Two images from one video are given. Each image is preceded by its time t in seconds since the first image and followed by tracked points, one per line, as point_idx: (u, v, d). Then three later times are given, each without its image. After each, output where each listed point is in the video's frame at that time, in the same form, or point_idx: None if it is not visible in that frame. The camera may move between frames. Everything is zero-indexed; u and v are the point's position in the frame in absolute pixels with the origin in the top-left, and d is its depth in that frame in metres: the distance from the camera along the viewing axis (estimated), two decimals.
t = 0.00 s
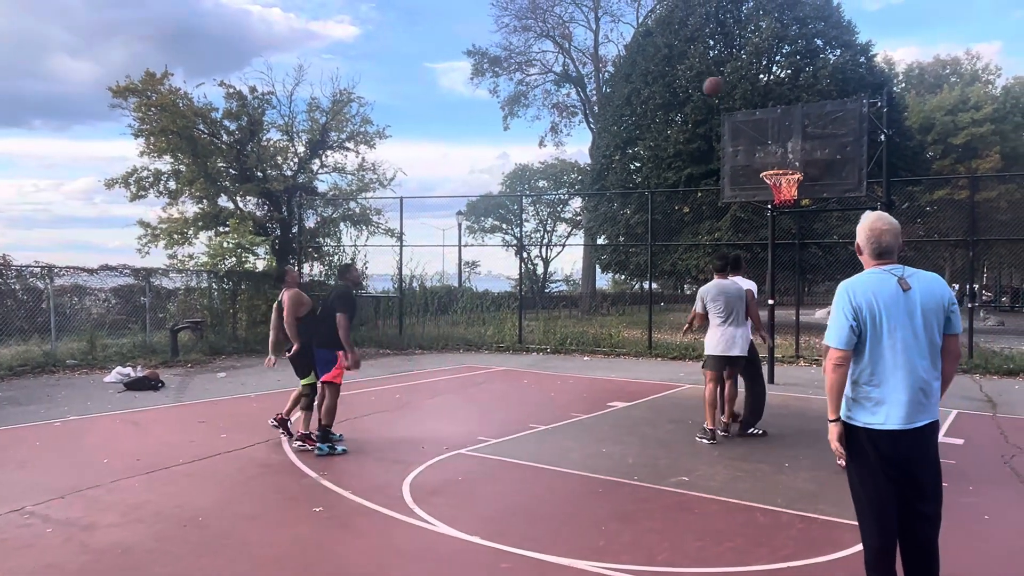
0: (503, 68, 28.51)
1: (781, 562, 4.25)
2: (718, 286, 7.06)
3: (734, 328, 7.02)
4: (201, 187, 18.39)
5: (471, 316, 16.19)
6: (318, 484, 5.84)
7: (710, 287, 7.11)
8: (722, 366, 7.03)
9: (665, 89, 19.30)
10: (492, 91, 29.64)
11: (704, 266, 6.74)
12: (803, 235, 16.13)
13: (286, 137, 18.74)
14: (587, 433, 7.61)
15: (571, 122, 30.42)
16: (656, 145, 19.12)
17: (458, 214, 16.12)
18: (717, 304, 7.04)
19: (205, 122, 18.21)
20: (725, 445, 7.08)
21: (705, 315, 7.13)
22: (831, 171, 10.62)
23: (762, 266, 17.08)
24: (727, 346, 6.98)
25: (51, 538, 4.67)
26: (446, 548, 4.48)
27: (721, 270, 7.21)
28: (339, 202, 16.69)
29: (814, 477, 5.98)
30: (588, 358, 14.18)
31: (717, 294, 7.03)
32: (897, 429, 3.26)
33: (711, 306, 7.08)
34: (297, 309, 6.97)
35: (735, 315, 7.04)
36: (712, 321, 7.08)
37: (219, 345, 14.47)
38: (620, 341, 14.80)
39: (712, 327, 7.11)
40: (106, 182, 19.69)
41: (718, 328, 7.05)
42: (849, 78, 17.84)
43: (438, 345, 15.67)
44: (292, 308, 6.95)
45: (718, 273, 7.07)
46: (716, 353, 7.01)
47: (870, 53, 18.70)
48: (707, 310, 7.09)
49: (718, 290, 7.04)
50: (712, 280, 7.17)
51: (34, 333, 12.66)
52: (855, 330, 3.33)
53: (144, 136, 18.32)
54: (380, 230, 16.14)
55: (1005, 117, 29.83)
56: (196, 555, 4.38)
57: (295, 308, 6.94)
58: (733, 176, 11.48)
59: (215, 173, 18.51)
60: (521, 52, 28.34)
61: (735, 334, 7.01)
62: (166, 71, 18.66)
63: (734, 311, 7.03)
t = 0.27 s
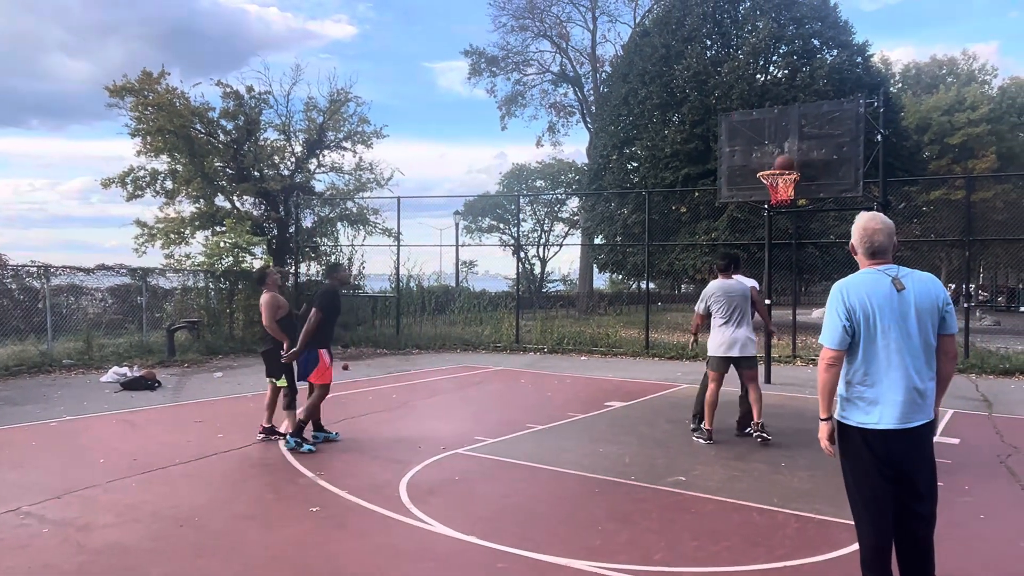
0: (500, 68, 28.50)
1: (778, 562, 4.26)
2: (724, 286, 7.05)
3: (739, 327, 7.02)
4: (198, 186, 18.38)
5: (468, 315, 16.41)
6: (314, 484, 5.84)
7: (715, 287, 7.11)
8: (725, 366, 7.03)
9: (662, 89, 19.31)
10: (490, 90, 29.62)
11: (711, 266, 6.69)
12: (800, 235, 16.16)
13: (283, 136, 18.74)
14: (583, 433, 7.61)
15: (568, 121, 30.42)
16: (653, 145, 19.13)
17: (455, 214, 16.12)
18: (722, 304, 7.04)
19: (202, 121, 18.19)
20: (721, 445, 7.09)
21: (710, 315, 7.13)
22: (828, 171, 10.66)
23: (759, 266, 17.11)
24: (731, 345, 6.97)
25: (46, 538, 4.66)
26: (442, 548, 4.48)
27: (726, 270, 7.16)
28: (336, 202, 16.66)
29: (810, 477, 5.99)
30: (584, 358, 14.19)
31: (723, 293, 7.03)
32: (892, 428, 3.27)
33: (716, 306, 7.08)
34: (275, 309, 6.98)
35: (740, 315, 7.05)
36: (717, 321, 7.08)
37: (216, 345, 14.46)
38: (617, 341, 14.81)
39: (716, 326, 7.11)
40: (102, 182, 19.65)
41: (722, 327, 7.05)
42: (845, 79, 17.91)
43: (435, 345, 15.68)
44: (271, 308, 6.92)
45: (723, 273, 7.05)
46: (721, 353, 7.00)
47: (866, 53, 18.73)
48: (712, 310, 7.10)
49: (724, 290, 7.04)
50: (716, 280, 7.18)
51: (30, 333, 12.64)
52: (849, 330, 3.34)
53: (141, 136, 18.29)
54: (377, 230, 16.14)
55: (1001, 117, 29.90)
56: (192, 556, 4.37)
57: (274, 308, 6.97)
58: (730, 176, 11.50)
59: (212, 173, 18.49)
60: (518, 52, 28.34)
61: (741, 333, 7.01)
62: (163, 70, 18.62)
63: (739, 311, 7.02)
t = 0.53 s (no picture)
0: (499, 67, 28.49)
1: (777, 561, 4.26)
2: (741, 286, 7.02)
3: (753, 328, 7.02)
4: (197, 186, 18.37)
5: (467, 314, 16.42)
6: (313, 483, 5.84)
7: (730, 286, 7.07)
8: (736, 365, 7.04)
9: (661, 88, 19.31)
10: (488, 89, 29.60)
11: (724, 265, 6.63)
12: (798, 234, 16.17)
13: (281, 136, 18.73)
14: (582, 432, 7.62)
15: (567, 121, 30.41)
16: (652, 144, 19.13)
17: (454, 213, 16.12)
18: (738, 303, 7.01)
19: (200, 121, 18.17)
20: (719, 444, 7.10)
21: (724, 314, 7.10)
22: (826, 170, 10.64)
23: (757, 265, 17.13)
24: (746, 346, 6.98)
25: (45, 538, 4.66)
26: (441, 547, 4.48)
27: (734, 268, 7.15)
28: (335, 202, 16.62)
29: (809, 476, 6.00)
30: (583, 357, 14.19)
31: (740, 293, 7.00)
32: (890, 428, 3.28)
33: (732, 305, 7.04)
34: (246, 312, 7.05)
35: (755, 316, 7.05)
36: (730, 320, 7.06)
37: (214, 345, 14.46)
38: (615, 340, 14.82)
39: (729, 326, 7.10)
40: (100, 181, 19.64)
41: (737, 327, 7.02)
42: (843, 78, 17.92)
43: (434, 345, 15.67)
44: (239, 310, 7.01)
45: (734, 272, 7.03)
46: (734, 353, 7.00)
47: (865, 52, 18.74)
48: (727, 309, 7.07)
49: (742, 290, 7.00)
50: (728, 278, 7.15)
51: (29, 332, 12.64)
52: (847, 329, 3.35)
53: (139, 135, 18.27)
54: (376, 229, 16.13)
55: (999, 117, 29.93)
56: (190, 555, 4.37)
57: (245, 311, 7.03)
58: (728, 175, 11.50)
59: (210, 172, 18.47)
60: (517, 51, 28.33)
61: (755, 334, 7.01)
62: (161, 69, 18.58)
63: (753, 311, 7.02)
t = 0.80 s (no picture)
0: (500, 66, 28.48)
1: (778, 560, 4.27)
2: (750, 284, 7.01)
3: (760, 326, 7.04)
4: (198, 185, 18.39)
5: (468, 314, 16.47)
6: (315, 482, 5.85)
7: (740, 283, 7.05)
8: (743, 364, 7.06)
9: (661, 87, 19.29)
10: (489, 88, 29.59)
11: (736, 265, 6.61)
12: (799, 233, 16.17)
13: (282, 135, 18.75)
14: (584, 431, 7.63)
15: (568, 120, 30.40)
16: (652, 143, 19.12)
17: (454, 212, 16.12)
18: (748, 300, 7.01)
19: (201, 120, 18.18)
20: (721, 443, 7.10)
21: (732, 312, 7.08)
22: (827, 168, 10.63)
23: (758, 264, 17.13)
24: (753, 344, 6.99)
25: (47, 538, 4.67)
26: (443, 546, 4.48)
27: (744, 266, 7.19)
28: (336, 201, 16.55)
29: (811, 475, 6.00)
30: (584, 356, 14.19)
31: (749, 291, 6.99)
32: (892, 426, 3.28)
33: (741, 303, 7.03)
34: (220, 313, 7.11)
35: (762, 313, 7.05)
36: (739, 318, 7.05)
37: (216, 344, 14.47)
38: (616, 339, 14.82)
39: (737, 324, 7.09)
40: (101, 181, 19.65)
41: (746, 325, 7.03)
42: (844, 76, 17.90)
43: (435, 344, 15.68)
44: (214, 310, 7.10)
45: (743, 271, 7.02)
46: (743, 352, 7.02)
47: (866, 51, 18.72)
48: (736, 307, 7.05)
49: (751, 288, 6.99)
50: (737, 276, 7.12)
51: (30, 332, 12.66)
52: (850, 328, 3.36)
53: (140, 135, 18.29)
54: (377, 229, 16.14)
55: (1000, 115, 29.91)
56: (193, 555, 4.38)
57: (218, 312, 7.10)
58: (729, 174, 11.50)
59: (211, 172, 18.48)
60: (518, 50, 28.32)
61: (761, 332, 7.04)
62: (161, 69, 18.59)
63: (762, 310, 7.02)
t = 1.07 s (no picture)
0: (501, 64, 28.47)
1: (780, 557, 4.26)
2: (758, 281, 7.02)
3: (768, 323, 7.03)
4: (199, 184, 18.40)
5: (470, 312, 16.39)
6: (317, 481, 5.85)
7: (747, 281, 7.05)
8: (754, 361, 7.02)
9: (663, 85, 19.26)
10: (490, 87, 29.56)
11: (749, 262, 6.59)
12: (801, 231, 16.15)
13: (283, 134, 18.76)
14: (585, 429, 7.62)
15: (569, 118, 30.38)
16: (654, 141, 19.09)
17: (456, 211, 16.11)
18: (756, 297, 6.99)
19: (202, 119, 18.20)
20: (723, 441, 7.09)
21: (741, 309, 7.04)
22: (829, 166, 10.63)
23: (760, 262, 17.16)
24: (764, 341, 6.97)
25: (50, 537, 4.67)
26: (445, 545, 4.48)
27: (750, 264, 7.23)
28: (337, 199, 16.60)
29: (812, 473, 6.00)
30: (586, 355, 14.19)
31: (757, 288, 7.00)
32: (896, 423, 3.27)
33: (751, 300, 7.00)
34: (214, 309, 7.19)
35: (769, 310, 7.05)
36: (749, 316, 7.01)
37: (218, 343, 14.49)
38: (618, 338, 14.81)
39: (746, 321, 7.05)
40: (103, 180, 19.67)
41: (756, 322, 7.00)
42: (846, 74, 17.87)
43: (437, 342, 15.69)
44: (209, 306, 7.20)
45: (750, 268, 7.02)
46: (754, 348, 6.97)
47: (867, 48, 18.69)
48: (745, 304, 7.01)
49: (759, 285, 7.01)
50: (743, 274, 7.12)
51: (32, 331, 12.67)
52: (854, 324, 3.35)
53: (141, 134, 18.30)
54: (378, 227, 16.14)
55: (1002, 112, 29.84)
56: (195, 553, 4.38)
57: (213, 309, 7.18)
58: (731, 172, 11.49)
59: (213, 171, 18.49)
60: (519, 48, 28.30)
61: (770, 329, 7.03)
62: (162, 69, 18.60)
63: (770, 307, 7.04)
